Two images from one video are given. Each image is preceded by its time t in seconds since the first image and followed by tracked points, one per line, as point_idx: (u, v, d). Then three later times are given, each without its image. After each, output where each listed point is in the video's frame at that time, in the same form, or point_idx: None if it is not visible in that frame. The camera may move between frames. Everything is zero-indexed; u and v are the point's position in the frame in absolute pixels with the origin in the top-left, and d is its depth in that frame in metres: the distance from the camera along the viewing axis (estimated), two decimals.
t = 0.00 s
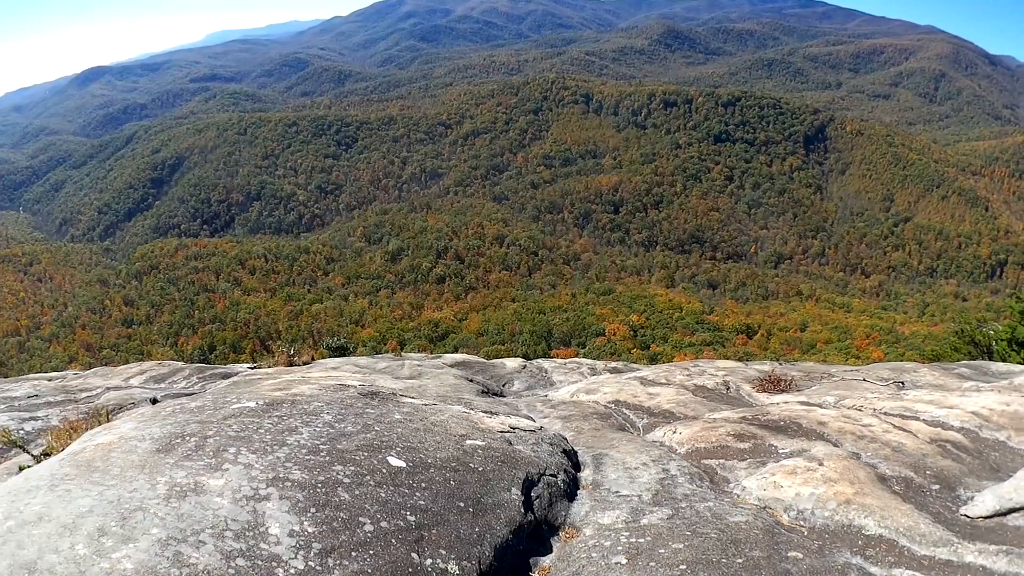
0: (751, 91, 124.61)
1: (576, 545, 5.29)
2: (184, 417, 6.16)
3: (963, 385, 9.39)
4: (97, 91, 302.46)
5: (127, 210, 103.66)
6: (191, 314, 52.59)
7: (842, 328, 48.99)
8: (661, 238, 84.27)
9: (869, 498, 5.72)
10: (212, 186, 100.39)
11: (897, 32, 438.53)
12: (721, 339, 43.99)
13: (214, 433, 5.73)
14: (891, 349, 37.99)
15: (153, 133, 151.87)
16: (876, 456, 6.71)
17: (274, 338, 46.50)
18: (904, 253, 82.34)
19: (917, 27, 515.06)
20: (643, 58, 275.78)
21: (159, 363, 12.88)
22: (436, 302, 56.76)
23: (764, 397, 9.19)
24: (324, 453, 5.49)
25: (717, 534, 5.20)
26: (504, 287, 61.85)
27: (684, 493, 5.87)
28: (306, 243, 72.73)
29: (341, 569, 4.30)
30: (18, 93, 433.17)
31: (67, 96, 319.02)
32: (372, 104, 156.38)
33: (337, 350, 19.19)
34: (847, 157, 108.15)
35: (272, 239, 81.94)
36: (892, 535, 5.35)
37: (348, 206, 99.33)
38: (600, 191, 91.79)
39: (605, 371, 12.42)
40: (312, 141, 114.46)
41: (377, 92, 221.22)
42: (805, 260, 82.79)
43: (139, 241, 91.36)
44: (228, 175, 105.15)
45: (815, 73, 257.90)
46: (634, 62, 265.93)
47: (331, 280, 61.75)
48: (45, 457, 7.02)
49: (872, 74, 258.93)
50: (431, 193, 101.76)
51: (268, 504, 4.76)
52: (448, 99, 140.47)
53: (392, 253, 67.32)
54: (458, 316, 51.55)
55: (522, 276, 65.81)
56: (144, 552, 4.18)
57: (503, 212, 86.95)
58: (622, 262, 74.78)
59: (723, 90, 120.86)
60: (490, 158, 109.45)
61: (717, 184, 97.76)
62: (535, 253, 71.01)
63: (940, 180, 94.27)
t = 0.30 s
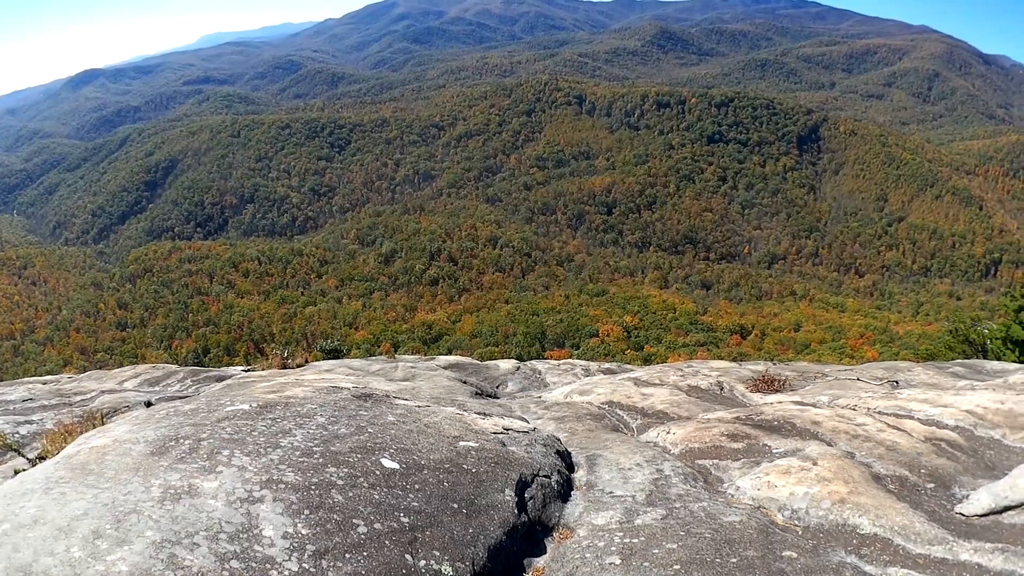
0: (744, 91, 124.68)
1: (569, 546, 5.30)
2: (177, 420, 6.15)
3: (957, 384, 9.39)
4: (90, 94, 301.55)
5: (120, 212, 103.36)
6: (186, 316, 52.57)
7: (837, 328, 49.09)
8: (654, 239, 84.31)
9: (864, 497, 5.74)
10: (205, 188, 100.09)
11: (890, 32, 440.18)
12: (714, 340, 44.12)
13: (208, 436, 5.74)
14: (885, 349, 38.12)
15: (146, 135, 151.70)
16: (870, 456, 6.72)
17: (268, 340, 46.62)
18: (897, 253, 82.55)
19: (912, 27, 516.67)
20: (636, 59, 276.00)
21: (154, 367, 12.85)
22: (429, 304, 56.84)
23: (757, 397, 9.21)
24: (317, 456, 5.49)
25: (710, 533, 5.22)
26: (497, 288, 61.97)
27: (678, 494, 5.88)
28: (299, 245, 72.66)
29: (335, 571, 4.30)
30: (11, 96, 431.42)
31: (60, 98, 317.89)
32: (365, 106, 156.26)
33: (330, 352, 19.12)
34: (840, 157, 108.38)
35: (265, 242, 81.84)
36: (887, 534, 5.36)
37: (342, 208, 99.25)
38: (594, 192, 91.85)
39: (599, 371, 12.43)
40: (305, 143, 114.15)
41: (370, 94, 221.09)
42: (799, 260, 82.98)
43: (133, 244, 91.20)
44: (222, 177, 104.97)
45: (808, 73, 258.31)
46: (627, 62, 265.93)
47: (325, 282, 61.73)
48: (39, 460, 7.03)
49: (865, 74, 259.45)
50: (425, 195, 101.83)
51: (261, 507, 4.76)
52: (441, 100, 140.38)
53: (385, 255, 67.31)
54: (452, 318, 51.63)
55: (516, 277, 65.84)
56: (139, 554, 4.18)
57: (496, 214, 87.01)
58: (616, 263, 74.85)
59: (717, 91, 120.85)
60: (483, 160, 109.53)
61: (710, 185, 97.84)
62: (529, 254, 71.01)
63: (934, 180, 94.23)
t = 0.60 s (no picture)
0: (736, 92, 124.74)
1: (566, 550, 5.31)
2: (172, 427, 6.14)
3: (953, 380, 9.41)
4: (82, 101, 300.79)
5: (113, 219, 103.07)
6: (180, 323, 52.50)
7: (831, 326, 49.25)
8: (648, 241, 84.36)
9: (860, 495, 5.74)
10: (198, 194, 99.95)
11: (881, 30, 441.87)
12: (709, 340, 44.19)
13: (204, 443, 5.73)
14: (880, 346, 38.25)
15: (139, 142, 151.55)
16: (867, 454, 6.73)
17: (262, 347, 46.65)
18: (891, 250, 82.73)
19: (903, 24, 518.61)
20: (627, 60, 276.47)
21: (148, 374, 12.81)
22: (423, 309, 56.92)
23: (752, 397, 9.24)
24: (312, 462, 5.49)
25: (707, 534, 5.22)
26: (491, 292, 62.10)
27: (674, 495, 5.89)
28: (292, 251, 72.59)
29: None
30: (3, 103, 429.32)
31: (52, 106, 317.08)
32: (357, 111, 156.29)
33: (325, 357, 19.08)
34: (833, 156, 108.61)
35: (258, 247, 81.81)
36: (884, 531, 5.38)
37: (335, 213, 99.09)
38: (586, 195, 91.91)
39: (595, 373, 12.43)
40: (297, 149, 113.86)
41: (362, 99, 221.20)
42: (792, 259, 83.17)
43: (126, 251, 91.03)
44: (215, 184, 104.75)
45: (800, 72, 258.94)
46: (619, 65, 266.10)
47: (318, 288, 61.67)
48: (36, 468, 7.05)
49: (856, 72, 260.26)
50: (418, 200, 101.84)
51: (257, 514, 4.76)
52: (433, 104, 140.37)
53: (379, 260, 67.24)
54: (446, 322, 51.73)
55: (509, 280, 65.91)
56: (136, 562, 4.18)
57: (489, 218, 87.00)
58: (610, 266, 74.86)
59: (708, 91, 120.69)
60: (476, 164, 109.54)
61: (703, 185, 97.82)
62: (522, 257, 71.01)
63: (927, 176, 93.88)
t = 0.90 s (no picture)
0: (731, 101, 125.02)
1: (562, 562, 5.31)
2: (168, 440, 6.13)
3: (950, 387, 9.42)
4: (78, 109, 300.30)
5: (110, 229, 103.02)
6: (176, 334, 52.65)
7: (828, 334, 49.36)
8: (643, 252, 84.35)
9: (856, 504, 5.74)
10: (195, 205, 99.98)
11: (876, 37, 443.55)
12: (705, 350, 44.39)
13: (200, 456, 5.72)
14: (876, 354, 38.36)
15: (136, 152, 151.71)
16: (864, 463, 6.73)
17: (258, 358, 46.73)
18: (887, 258, 82.67)
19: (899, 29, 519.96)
20: (622, 70, 277.36)
21: (144, 385, 12.78)
22: (419, 320, 56.99)
23: (749, 407, 9.24)
24: (308, 476, 5.48)
25: (704, 546, 5.22)
26: (487, 304, 62.22)
27: (670, 507, 5.89)
28: (288, 262, 72.64)
29: None
30: None
31: (49, 114, 316.52)
32: (353, 122, 156.61)
33: (321, 370, 19.03)
34: (828, 165, 108.90)
35: (254, 258, 81.73)
36: (882, 541, 5.38)
37: (331, 225, 98.92)
38: (582, 206, 92.04)
39: (591, 386, 12.42)
40: (293, 160, 113.81)
41: (357, 110, 221.61)
42: (789, 268, 83.20)
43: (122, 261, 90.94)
44: (211, 195, 104.73)
45: (795, 80, 259.34)
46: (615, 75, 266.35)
47: (314, 299, 61.72)
48: (32, 478, 7.06)
49: (852, 80, 260.84)
50: (413, 212, 101.39)
51: (254, 527, 4.75)
52: (428, 116, 140.52)
53: (375, 271, 67.35)
54: (442, 333, 51.89)
55: (505, 292, 65.99)
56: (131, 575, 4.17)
57: (484, 229, 87.22)
58: (605, 277, 74.98)
59: (703, 102, 121.48)
60: (472, 176, 108.97)
61: (699, 197, 97.42)
62: (518, 269, 71.06)
63: (922, 183, 94.18)
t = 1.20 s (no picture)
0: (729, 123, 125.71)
1: None
2: (164, 459, 6.12)
3: (946, 408, 9.44)
4: (78, 125, 301.32)
5: (108, 245, 103.03)
6: (173, 352, 52.71)
7: (826, 356, 49.46)
8: (641, 273, 84.45)
9: (853, 527, 5.72)
10: (194, 223, 100.19)
11: (873, 57, 447.00)
12: (703, 372, 44.55)
13: (196, 477, 5.70)
14: (874, 375, 38.41)
15: (135, 169, 152.22)
16: (860, 484, 6.72)
17: (255, 376, 46.71)
18: (885, 278, 82.81)
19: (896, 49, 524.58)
20: (620, 92, 279.52)
21: (141, 403, 12.75)
22: (416, 341, 56.97)
23: (746, 429, 9.22)
24: (305, 498, 5.46)
25: (701, 570, 5.21)
26: (485, 325, 62.25)
27: (667, 531, 5.87)
28: (286, 282, 72.78)
29: None
30: None
31: (49, 127, 317.27)
32: (353, 142, 157.37)
33: (318, 391, 18.96)
34: (826, 186, 109.28)
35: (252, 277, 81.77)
36: (879, 563, 5.35)
37: (329, 244, 98.80)
38: (580, 227, 92.31)
39: (588, 409, 12.40)
40: (292, 180, 114.07)
41: (357, 130, 222.82)
42: (787, 289, 83.37)
43: (120, 277, 90.79)
44: (210, 213, 104.89)
45: (793, 101, 261.04)
46: (614, 98, 267.84)
47: (312, 319, 61.78)
48: (28, 493, 7.03)
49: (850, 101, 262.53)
50: (412, 232, 101.24)
51: (250, 548, 4.72)
52: (428, 137, 141.26)
53: (373, 292, 67.51)
54: (439, 354, 51.95)
55: (503, 314, 66.04)
56: None
57: (483, 251, 87.43)
58: (603, 298, 75.07)
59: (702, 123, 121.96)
60: (470, 197, 108.98)
61: (696, 218, 97.47)
62: (516, 290, 71.19)
63: (920, 204, 94.57)
